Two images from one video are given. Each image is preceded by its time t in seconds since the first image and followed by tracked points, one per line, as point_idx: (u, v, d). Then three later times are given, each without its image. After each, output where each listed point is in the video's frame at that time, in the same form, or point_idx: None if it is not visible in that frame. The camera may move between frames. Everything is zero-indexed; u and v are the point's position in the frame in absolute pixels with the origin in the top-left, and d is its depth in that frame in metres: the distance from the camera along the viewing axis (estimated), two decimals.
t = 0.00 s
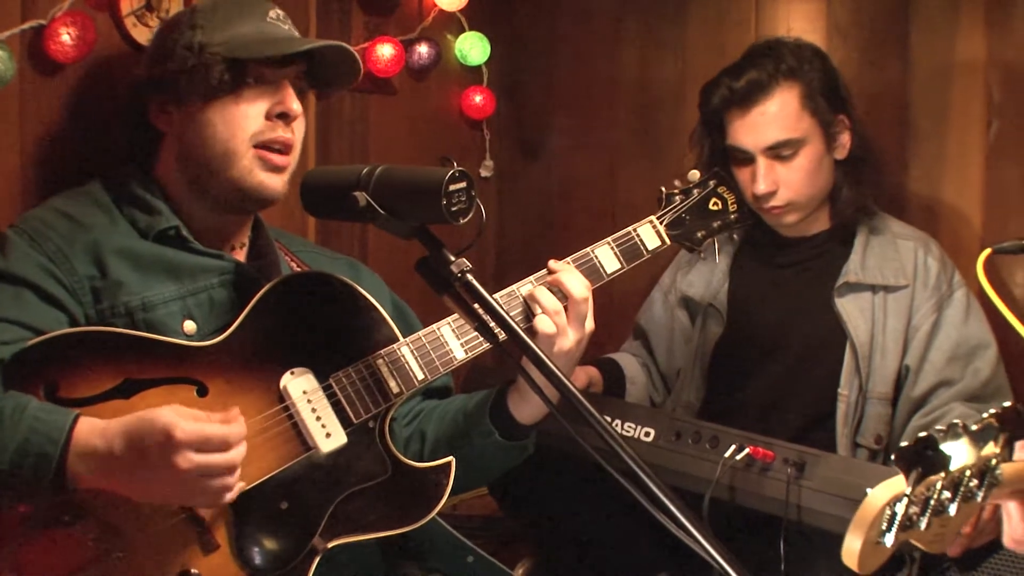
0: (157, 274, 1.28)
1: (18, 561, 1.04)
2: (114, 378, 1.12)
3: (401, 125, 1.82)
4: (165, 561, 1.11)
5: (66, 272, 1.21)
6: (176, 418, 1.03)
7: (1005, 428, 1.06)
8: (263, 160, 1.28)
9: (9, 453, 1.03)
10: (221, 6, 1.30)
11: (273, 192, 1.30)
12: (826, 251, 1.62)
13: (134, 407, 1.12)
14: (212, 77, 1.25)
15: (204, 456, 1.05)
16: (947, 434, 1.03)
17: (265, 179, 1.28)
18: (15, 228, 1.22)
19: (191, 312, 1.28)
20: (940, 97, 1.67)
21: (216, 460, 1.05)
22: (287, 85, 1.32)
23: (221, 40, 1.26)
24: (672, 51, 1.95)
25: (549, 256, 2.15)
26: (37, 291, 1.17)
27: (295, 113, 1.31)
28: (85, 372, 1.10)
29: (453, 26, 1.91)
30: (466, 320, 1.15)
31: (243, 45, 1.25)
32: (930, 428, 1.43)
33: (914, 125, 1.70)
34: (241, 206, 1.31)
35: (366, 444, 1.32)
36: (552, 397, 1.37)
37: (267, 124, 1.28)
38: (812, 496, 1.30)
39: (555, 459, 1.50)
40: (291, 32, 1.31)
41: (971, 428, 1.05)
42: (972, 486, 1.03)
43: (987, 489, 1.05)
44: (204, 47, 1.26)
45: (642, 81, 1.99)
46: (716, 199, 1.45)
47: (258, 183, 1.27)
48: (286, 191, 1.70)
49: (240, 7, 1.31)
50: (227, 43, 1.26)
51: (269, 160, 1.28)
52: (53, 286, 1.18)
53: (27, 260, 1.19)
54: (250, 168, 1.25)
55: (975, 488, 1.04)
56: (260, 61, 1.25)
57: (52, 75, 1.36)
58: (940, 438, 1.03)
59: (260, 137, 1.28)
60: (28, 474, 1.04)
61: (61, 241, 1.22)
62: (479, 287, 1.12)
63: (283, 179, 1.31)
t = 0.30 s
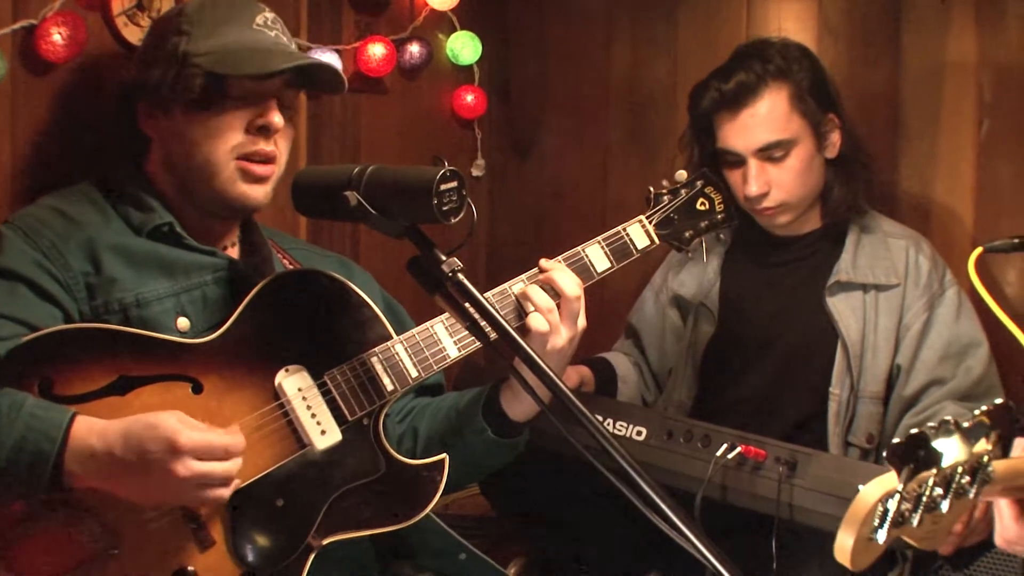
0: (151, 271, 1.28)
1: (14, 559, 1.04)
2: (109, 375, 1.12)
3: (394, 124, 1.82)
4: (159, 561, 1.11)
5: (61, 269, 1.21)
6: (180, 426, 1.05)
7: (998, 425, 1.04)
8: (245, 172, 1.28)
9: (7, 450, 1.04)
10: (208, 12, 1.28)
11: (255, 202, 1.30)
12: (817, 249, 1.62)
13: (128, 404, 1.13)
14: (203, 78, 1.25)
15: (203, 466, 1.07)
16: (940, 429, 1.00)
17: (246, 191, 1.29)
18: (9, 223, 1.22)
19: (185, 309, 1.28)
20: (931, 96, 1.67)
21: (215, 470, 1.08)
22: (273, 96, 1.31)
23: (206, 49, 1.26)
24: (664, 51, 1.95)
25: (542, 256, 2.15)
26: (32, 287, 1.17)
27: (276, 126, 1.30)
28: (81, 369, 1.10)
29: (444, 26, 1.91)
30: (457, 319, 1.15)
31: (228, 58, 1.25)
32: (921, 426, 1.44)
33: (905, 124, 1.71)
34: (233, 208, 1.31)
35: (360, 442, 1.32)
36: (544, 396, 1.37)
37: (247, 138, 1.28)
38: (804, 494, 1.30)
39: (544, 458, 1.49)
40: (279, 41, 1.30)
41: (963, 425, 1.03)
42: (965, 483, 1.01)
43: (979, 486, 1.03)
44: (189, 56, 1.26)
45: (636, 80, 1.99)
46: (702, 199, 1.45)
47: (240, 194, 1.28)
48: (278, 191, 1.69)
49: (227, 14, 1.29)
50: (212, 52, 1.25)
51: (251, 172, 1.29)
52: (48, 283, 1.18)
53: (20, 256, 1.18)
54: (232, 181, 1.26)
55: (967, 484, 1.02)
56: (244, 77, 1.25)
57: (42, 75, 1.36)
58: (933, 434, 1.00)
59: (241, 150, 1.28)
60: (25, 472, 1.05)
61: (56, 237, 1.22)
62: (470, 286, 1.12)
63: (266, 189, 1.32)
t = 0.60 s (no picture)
0: (143, 273, 1.28)
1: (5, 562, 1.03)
2: (101, 378, 1.12)
3: (386, 124, 1.81)
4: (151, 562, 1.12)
5: (52, 270, 1.21)
6: (170, 432, 1.05)
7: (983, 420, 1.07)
8: (249, 167, 1.28)
9: None
10: (211, 13, 1.29)
11: (258, 199, 1.29)
12: (809, 248, 1.62)
13: (121, 407, 1.13)
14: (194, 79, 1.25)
15: (192, 473, 1.07)
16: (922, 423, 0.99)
17: (250, 186, 1.28)
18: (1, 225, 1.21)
19: (177, 312, 1.28)
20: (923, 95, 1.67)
21: (204, 479, 1.08)
22: (275, 99, 1.31)
23: (209, 48, 1.26)
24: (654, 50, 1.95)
25: (535, 255, 2.15)
26: (23, 290, 1.17)
27: (279, 127, 1.30)
28: (74, 372, 1.10)
29: (436, 25, 1.91)
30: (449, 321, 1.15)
31: (232, 56, 1.25)
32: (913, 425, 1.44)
33: (897, 124, 1.71)
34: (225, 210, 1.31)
35: (351, 445, 1.32)
36: (536, 397, 1.36)
37: (251, 137, 1.28)
38: (795, 495, 1.31)
39: (536, 460, 1.49)
40: (280, 43, 1.31)
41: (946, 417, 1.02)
42: (947, 476, 1.03)
43: (962, 477, 1.05)
44: (191, 54, 1.25)
45: (629, 79, 1.99)
46: (698, 201, 1.44)
47: (243, 190, 1.27)
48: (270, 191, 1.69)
49: (229, 16, 1.30)
50: (216, 51, 1.25)
51: (255, 168, 1.28)
52: (39, 285, 1.18)
53: (11, 259, 1.18)
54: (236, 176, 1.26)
55: (951, 476, 1.04)
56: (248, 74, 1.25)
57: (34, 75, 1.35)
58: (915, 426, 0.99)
59: (245, 147, 1.27)
60: (15, 476, 1.04)
61: (47, 240, 1.22)
62: (462, 288, 1.12)
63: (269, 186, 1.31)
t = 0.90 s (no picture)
0: (133, 274, 1.27)
1: None
2: (92, 379, 1.12)
3: (378, 124, 1.81)
4: (143, 563, 1.12)
5: (43, 272, 1.21)
6: (160, 435, 1.06)
7: (979, 421, 1.07)
8: (237, 166, 1.28)
9: None
10: (192, 12, 1.28)
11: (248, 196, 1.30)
12: (801, 247, 1.62)
13: (113, 408, 1.13)
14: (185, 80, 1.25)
15: (182, 476, 1.07)
16: (921, 426, 1.02)
17: (239, 185, 1.28)
18: None
19: (168, 312, 1.28)
20: (916, 93, 1.67)
21: (194, 481, 1.08)
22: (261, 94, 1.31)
23: (192, 49, 1.25)
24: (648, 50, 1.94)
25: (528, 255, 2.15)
26: (14, 292, 1.17)
27: (266, 124, 1.30)
28: (64, 373, 1.10)
29: (429, 25, 1.91)
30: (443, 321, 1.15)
31: (217, 56, 1.25)
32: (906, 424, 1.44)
33: (889, 123, 1.71)
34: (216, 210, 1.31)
35: (343, 444, 1.32)
36: (528, 396, 1.36)
37: (238, 136, 1.28)
38: (788, 493, 1.31)
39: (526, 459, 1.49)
40: (263, 39, 1.30)
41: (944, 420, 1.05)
42: (945, 479, 1.04)
43: (960, 481, 1.06)
44: (175, 55, 1.25)
45: (622, 78, 1.99)
46: (690, 198, 1.44)
47: (234, 190, 1.28)
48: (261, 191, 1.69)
49: (209, 13, 1.29)
50: (200, 52, 1.25)
51: (243, 166, 1.29)
52: (30, 287, 1.18)
53: (2, 260, 1.18)
54: (225, 176, 1.26)
55: (949, 480, 1.05)
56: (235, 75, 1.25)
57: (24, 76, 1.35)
58: (914, 430, 1.02)
59: (233, 146, 1.28)
60: (8, 476, 1.04)
61: (38, 241, 1.22)
62: (454, 287, 1.12)
63: (258, 183, 1.31)
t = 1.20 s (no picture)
0: (122, 274, 1.27)
1: None
2: (80, 380, 1.12)
3: (366, 124, 1.81)
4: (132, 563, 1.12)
5: (31, 273, 1.21)
6: (148, 426, 1.04)
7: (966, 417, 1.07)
8: (224, 151, 1.29)
9: None
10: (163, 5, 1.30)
11: (236, 180, 1.31)
12: (789, 245, 1.62)
13: (102, 408, 1.13)
14: (172, 82, 1.26)
15: (170, 469, 1.06)
16: (908, 424, 1.03)
17: (228, 169, 1.29)
18: None
19: (156, 312, 1.28)
20: (904, 91, 1.67)
21: (181, 475, 1.07)
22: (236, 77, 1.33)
23: (166, 41, 1.27)
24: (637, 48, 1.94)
25: (519, 254, 2.15)
26: (3, 293, 1.17)
27: (247, 107, 1.32)
28: (52, 373, 1.10)
29: (417, 24, 1.91)
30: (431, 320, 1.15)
31: (190, 45, 1.26)
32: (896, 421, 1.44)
33: (877, 121, 1.71)
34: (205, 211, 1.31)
35: (333, 444, 1.32)
36: (517, 396, 1.36)
37: (220, 121, 1.29)
38: (778, 491, 1.30)
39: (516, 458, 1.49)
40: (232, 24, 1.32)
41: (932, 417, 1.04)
42: (933, 475, 1.05)
43: (949, 477, 1.07)
44: (150, 50, 1.27)
45: (613, 77, 1.98)
46: (677, 196, 1.44)
47: (222, 175, 1.28)
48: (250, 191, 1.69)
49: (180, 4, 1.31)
50: (174, 43, 1.27)
51: (230, 150, 1.30)
52: (19, 288, 1.18)
53: None
54: (213, 162, 1.27)
55: (937, 476, 1.06)
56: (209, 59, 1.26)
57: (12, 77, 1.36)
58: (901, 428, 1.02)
59: (217, 133, 1.28)
60: None
61: (26, 242, 1.22)
62: (443, 285, 1.12)
63: (245, 167, 1.32)
